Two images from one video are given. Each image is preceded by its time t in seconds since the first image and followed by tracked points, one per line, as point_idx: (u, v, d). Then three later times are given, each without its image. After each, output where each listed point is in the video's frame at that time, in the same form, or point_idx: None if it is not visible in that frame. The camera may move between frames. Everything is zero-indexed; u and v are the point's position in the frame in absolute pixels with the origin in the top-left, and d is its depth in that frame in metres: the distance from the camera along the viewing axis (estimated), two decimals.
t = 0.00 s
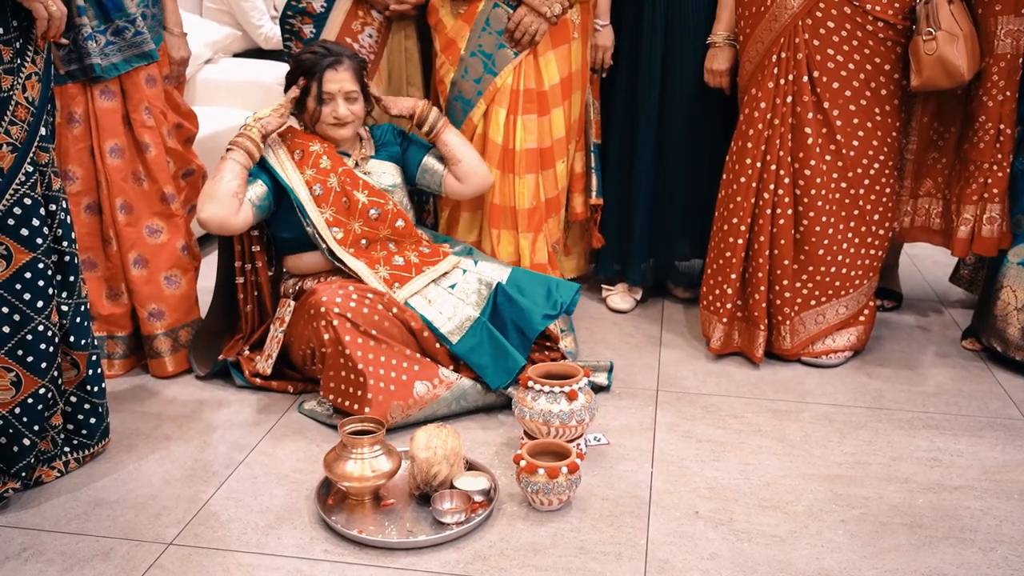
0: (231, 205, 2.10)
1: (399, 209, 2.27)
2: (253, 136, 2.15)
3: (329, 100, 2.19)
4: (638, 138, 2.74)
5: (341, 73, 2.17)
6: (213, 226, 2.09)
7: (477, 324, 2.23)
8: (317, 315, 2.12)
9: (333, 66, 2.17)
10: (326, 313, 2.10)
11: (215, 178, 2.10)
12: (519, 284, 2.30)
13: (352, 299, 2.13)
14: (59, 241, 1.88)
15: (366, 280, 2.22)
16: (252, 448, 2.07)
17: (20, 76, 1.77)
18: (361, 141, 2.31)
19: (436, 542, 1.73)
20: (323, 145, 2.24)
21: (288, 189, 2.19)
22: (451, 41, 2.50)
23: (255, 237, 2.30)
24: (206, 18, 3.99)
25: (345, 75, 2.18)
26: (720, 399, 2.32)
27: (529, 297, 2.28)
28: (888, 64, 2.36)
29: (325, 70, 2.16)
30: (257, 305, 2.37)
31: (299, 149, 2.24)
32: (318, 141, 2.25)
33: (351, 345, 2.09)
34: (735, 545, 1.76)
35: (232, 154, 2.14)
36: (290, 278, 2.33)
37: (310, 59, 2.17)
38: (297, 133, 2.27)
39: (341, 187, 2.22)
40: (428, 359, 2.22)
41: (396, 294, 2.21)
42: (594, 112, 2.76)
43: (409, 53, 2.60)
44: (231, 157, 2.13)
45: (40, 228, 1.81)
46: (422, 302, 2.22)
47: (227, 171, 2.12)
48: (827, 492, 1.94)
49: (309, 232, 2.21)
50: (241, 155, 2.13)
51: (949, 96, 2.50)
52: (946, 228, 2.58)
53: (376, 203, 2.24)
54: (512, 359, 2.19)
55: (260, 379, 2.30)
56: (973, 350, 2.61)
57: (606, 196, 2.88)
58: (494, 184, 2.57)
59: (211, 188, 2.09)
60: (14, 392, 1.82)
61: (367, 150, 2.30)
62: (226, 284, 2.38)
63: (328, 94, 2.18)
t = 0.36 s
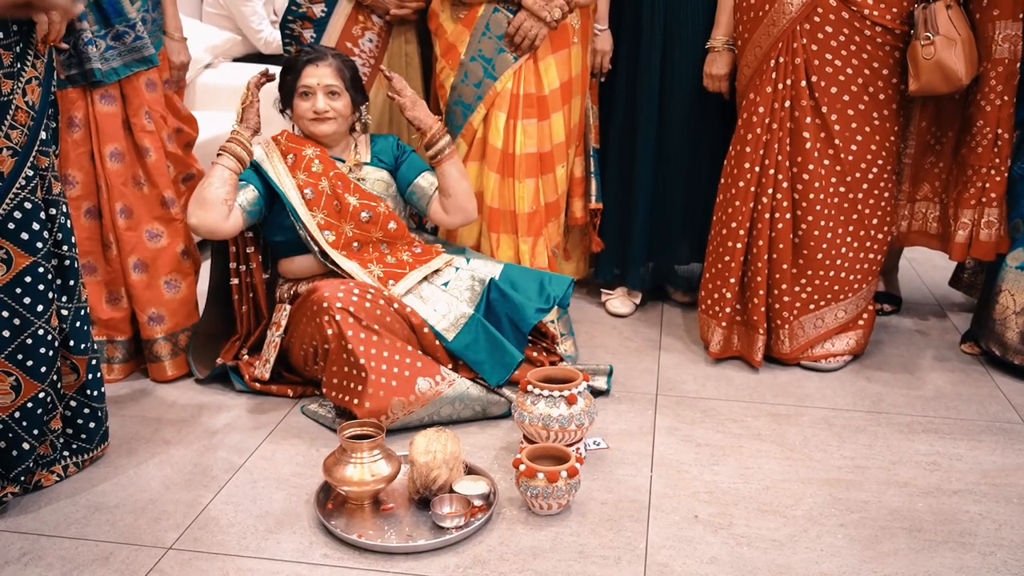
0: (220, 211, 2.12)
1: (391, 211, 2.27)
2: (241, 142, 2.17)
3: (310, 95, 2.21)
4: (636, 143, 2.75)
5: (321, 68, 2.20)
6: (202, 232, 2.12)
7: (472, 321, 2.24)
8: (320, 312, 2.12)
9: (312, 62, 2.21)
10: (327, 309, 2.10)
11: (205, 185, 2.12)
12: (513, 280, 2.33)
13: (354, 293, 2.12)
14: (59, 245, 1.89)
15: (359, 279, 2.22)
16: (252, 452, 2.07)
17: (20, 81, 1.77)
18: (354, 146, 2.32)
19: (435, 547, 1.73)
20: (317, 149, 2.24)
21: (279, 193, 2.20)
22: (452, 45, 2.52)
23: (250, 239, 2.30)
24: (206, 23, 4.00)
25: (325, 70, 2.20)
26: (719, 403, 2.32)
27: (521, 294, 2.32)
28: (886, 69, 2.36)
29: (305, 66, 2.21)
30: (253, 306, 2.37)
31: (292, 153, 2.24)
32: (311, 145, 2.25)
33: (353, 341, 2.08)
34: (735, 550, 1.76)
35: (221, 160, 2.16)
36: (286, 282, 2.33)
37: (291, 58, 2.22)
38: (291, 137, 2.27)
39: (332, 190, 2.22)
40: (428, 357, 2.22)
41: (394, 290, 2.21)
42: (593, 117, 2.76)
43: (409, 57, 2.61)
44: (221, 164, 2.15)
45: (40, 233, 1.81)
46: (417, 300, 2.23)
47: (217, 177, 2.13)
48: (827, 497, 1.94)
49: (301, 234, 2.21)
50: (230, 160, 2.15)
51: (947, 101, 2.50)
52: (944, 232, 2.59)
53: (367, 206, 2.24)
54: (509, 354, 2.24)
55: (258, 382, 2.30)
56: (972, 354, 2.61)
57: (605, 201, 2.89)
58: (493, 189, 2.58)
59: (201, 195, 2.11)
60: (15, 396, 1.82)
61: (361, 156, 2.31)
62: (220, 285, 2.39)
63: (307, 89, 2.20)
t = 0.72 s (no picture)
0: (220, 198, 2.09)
1: (389, 212, 2.28)
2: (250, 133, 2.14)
3: (313, 99, 2.21)
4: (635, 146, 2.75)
5: (323, 72, 2.21)
6: (198, 218, 2.08)
7: (466, 324, 2.25)
8: (318, 321, 2.11)
9: (316, 66, 2.20)
10: (326, 318, 2.09)
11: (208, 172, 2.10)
12: (508, 287, 2.34)
13: (352, 302, 2.13)
14: (60, 248, 1.89)
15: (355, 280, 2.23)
16: (252, 456, 2.07)
17: (21, 84, 1.77)
18: (355, 147, 2.32)
19: (435, 550, 1.73)
20: (317, 149, 2.25)
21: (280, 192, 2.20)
22: (452, 48, 2.52)
23: (249, 240, 2.29)
24: (206, 26, 4.01)
25: (328, 74, 2.21)
26: (719, 406, 2.32)
27: (516, 301, 2.32)
28: (885, 72, 2.37)
29: (308, 70, 2.20)
30: (252, 309, 2.37)
31: (292, 153, 2.24)
32: (312, 146, 2.25)
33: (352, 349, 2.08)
34: (735, 552, 1.76)
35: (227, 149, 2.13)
36: (286, 285, 2.34)
37: (294, 61, 2.21)
38: (292, 137, 2.27)
39: (332, 190, 2.22)
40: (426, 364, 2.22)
41: (387, 293, 2.22)
42: (591, 120, 2.77)
43: (408, 60, 2.62)
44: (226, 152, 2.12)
45: (42, 235, 1.81)
46: (411, 302, 2.24)
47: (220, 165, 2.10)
48: (826, 499, 1.94)
49: (300, 234, 2.21)
50: (235, 151, 2.12)
51: (946, 104, 2.51)
52: (942, 235, 2.59)
53: (365, 206, 2.24)
54: (501, 359, 2.22)
55: (258, 386, 2.30)
56: (972, 357, 2.61)
57: (604, 204, 2.89)
58: (493, 192, 2.59)
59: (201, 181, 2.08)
60: (16, 399, 1.82)
61: (362, 158, 2.31)
62: (220, 288, 2.38)
63: (310, 92, 2.20)
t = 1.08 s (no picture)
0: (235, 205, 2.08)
1: (397, 220, 2.28)
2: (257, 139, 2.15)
3: (321, 100, 2.23)
4: (637, 150, 2.75)
5: (331, 73, 2.22)
6: (216, 228, 2.06)
7: (471, 332, 2.24)
8: (317, 330, 2.13)
9: (323, 67, 2.22)
10: (326, 326, 2.11)
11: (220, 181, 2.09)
12: (513, 295, 2.35)
13: (352, 312, 2.13)
14: (63, 251, 1.89)
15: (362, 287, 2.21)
16: (254, 459, 2.07)
17: (25, 87, 1.77)
18: (363, 151, 2.32)
19: (438, 553, 1.73)
20: (326, 154, 2.25)
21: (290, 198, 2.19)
22: (455, 52, 2.53)
23: (255, 244, 2.29)
24: (209, 30, 4.03)
25: (335, 75, 2.23)
26: (721, 410, 2.32)
27: (521, 310, 2.32)
28: (887, 76, 2.37)
29: (315, 72, 2.22)
30: (255, 312, 2.37)
31: (301, 157, 2.24)
32: (321, 150, 2.25)
33: (352, 359, 2.09)
34: (737, 556, 1.76)
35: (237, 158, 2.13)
36: (291, 288, 2.34)
37: (301, 63, 2.23)
38: (300, 142, 2.27)
39: (340, 196, 2.22)
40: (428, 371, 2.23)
41: (392, 301, 2.20)
42: (593, 124, 2.77)
43: (411, 64, 2.63)
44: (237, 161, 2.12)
45: (46, 238, 1.81)
46: (417, 309, 2.23)
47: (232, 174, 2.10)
48: (829, 503, 1.94)
49: (307, 239, 2.21)
50: (246, 158, 2.12)
51: (949, 108, 2.51)
52: (944, 239, 2.59)
53: (373, 213, 2.25)
54: (505, 369, 2.23)
55: (261, 389, 2.30)
56: (975, 361, 2.61)
57: (606, 207, 2.89)
58: (496, 196, 2.59)
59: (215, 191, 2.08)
60: (20, 401, 1.82)
61: (369, 162, 2.31)
62: (225, 291, 2.39)
63: (319, 93, 2.22)
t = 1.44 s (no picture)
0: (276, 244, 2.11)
1: (404, 230, 2.28)
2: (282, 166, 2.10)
3: (327, 100, 2.22)
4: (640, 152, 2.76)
5: (337, 74, 2.23)
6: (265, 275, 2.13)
7: (479, 339, 2.24)
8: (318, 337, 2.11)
9: (329, 67, 2.22)
10: (325, 335, 2.10)
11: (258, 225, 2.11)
12: (521, 303, 2.35)
13: (352, 322, 2.12)
14: (67, 253, 1.89)
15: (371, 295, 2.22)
16: (257, 460, 2.08)
17: (29, 89, 1.76)
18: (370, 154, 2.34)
19: (440, 555, 1.73)
20: (333, 161, 2.24)
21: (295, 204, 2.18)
22: (459, 54, 2.53)
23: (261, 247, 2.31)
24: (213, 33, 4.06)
25: (342, 75, 2.23)
26: (724, 411, 2.33)
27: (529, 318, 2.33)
28: (890, 78, 2.37)
29: (321, 72, 2.22)
30: (261, 314, 2.39)
31: (308, 164, 2.21)
32: (328, 157, 2.23)
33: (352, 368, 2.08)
34: (739, 558, 1.76)
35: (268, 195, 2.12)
36: (296, 290, 2.34)
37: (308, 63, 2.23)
38: (307, 147, 2.24)
39: (348, 207, 2.22)
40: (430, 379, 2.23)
41: (400, 308, 2.21)
42: (596, 125, 2.77)
43: (413, 67, 2.61)
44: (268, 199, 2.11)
45: (49, 239, 1.82)
46: (425, 315, 2.23)
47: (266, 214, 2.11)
48: (831, 505, 1.94)
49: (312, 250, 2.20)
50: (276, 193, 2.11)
51: (952, 111, 2.51)
52: (947, 240, 2.59)
53: (381, 224, 2.24)
54: (512, 376, 2.22)
55: (265, 390, 2.31)
56: (977, 363, 2.61)
57: (608, 209, 2.89)
58: (500, 197, 2.59)
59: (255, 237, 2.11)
60: (24, 402, 1.82)
61: (376, 165, 2.33)
62: (230, 294, 2.39)
63: (324, 93, 2.21)
